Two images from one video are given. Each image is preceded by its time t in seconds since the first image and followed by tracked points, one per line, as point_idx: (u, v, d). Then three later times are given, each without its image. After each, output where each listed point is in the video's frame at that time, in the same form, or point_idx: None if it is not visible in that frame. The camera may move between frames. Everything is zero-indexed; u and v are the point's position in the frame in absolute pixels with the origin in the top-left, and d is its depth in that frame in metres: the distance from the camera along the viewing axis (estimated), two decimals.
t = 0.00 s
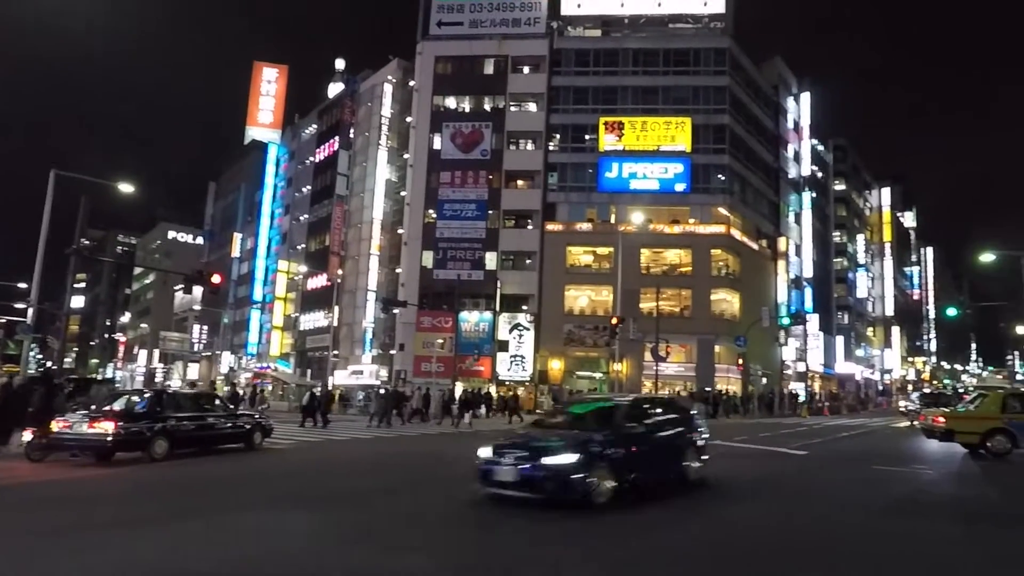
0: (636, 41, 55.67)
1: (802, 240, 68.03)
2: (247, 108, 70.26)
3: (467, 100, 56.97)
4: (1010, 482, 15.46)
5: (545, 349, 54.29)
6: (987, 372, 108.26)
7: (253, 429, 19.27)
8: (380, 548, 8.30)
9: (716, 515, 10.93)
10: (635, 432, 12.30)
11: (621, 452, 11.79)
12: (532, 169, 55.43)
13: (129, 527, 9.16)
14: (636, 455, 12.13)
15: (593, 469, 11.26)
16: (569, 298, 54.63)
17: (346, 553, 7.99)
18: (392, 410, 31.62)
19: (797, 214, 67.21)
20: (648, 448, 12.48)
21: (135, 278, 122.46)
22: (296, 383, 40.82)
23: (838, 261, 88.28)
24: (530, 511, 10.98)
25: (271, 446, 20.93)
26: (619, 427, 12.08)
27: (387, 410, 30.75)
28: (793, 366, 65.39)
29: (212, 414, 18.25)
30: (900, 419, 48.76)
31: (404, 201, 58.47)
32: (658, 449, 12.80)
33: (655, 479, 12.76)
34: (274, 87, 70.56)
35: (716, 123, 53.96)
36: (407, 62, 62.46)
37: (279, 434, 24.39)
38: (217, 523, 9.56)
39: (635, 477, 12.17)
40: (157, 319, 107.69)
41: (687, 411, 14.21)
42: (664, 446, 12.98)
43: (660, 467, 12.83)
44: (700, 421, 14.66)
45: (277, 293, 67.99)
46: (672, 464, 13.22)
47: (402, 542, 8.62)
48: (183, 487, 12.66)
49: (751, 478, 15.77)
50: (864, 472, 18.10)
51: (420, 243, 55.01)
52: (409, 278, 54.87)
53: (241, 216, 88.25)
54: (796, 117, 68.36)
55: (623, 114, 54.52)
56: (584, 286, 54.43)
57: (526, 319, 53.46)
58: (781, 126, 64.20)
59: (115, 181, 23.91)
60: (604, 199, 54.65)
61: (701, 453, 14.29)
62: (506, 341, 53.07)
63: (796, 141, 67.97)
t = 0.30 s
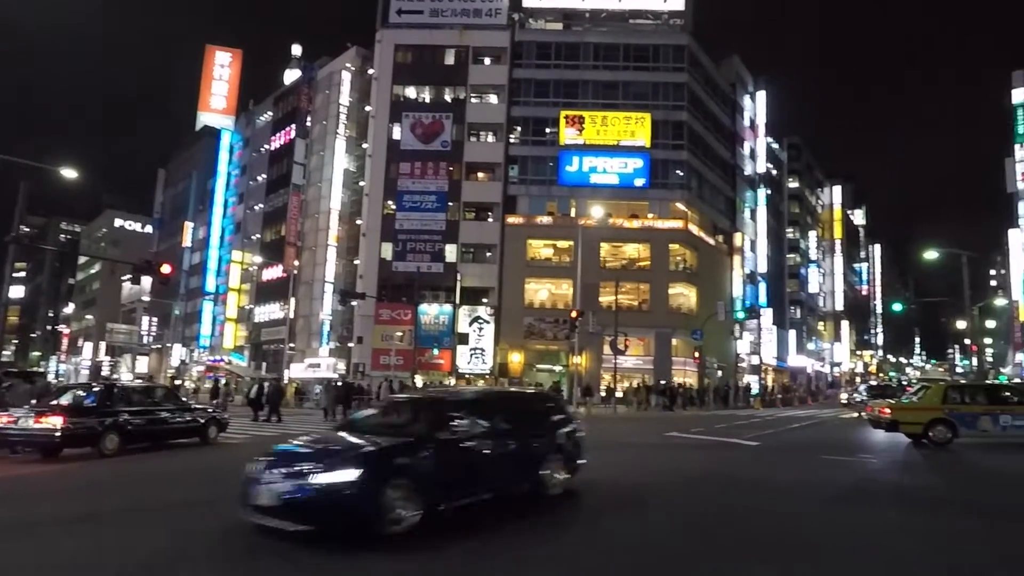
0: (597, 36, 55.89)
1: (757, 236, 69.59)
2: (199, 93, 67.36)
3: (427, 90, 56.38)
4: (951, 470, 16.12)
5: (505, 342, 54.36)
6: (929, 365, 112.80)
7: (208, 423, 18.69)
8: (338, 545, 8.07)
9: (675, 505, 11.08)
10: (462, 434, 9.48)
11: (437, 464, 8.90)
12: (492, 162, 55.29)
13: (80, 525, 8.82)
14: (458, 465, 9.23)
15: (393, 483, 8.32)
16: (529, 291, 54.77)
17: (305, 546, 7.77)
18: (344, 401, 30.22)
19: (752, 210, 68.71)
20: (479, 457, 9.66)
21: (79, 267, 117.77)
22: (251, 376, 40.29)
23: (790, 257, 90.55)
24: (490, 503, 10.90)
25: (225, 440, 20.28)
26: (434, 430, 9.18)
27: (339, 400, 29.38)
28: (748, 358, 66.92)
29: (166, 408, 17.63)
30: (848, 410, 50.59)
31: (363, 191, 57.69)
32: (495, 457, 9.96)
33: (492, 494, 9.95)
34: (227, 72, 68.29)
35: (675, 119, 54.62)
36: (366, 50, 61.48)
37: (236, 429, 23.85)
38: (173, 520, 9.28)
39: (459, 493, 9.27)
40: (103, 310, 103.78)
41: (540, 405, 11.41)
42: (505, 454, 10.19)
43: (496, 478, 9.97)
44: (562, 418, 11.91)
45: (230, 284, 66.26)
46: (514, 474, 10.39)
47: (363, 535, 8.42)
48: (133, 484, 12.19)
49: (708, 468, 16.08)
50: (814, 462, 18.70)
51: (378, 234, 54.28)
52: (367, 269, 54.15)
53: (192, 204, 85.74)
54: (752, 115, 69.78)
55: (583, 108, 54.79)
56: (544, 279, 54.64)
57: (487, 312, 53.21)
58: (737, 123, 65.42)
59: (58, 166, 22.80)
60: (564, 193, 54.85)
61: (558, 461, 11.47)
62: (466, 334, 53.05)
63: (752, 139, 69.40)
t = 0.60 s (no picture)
0: (574, 34, 56.02)
1: (731, 235, 70.43)
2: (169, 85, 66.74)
3: (403, 85, 55.92)
4: (919, 466, 16.49)
5: (481, 340, 54.24)
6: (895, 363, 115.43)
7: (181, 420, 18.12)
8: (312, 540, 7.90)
9: (653, 500, 11.11)
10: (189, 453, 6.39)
11: (136, 493, 5.92)
12: (469, 158, 55.09)
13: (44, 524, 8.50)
14: (183, 497, 6.21)
15: (30, 526, 5.35)
16: (506, 289, 54.77)
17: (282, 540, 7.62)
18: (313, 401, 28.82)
19: (726, 210, 69.55)
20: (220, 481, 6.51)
21: (44, 262, 114.78)
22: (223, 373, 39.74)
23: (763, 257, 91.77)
24: (469, 499, 10.82)
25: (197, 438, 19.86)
26: (134, 449, 6.17)
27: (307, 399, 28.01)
28: (722, 357, 67.68)
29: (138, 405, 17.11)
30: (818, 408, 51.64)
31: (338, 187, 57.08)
32: (260, 484, 6.86)
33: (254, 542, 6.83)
34: (198, 64, 67.34)
35: (652, 119, 55.00)
36: (341, 44, 60.85)
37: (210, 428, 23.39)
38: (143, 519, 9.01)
39: (190, 536, 6.22)
40: (69, 306, 101.27)
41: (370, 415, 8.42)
42: (285, 477, 7.13)
43: (271, 515, 6.92)
44: (410, 439, 8.85)
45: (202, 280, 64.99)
46: (309, 508, 7.34)
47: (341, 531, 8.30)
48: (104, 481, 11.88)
49: (685, 465, 16.14)
50: (788, 458, 18.95)
51: (354, 231, 53.78)
52: (342, 266, 53.56)
53: (162, 198, 84.03)
54: (727, 116, 70.59)
55: (561, 107, 54.90)
56: (520, 277, 54.69)
57: (463, 310, 52.84)
58: (712, 124, 66.12)
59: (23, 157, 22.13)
60: (541, 191, 54.87)
61: (397, 491, 8.42)
62: (442, 331, 52.32)
63: (726, 139, 70.23)
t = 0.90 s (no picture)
0: (550, 39, 56.28)
1: (705, 240, 71.32)
2: (138, 82, 65.38)
3: (379, 87, 55.60)
4: (884, 466, 16.91)
5: (456, 343, 54.07)
6: (863, 367, 117.78)
7: (149, 426, 17.63)
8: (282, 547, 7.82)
9: (623, 502, 11.28)
10: None
11: None
12: (445, 161, 54.94)
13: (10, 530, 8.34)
14: None
15: None
16: (481, 292, 54.70)
17: (253, 547, 7.58)
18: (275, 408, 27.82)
19: (699, 214, 70.46)
20: None
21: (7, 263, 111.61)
22: (192, 376, 39.20)
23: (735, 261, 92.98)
24: (443, 503, 10.83)
25: (166, 443, 19.53)
26: None
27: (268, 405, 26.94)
28: (695, 360, 68.44)
29: (104, 411, 16.72)
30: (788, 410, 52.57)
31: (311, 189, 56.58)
32: None
33: None
34: (169, 61, 65.96)
35: (626, 124, 55.50)
36: (316, 44, 60.32)
37: (181, 432, 22.97)
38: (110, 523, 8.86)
39: None
40: (31, 308, 98.55)
41: (9, 427, 5.67)
42: None
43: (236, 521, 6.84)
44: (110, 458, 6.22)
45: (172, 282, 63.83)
46: None
47: (314, 536, 8.29)
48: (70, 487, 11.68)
49: (657, 467, 16.30)
50: (759, 460, 19.27)
51: (328, 232, 53.28)
52: (315, 268, 53.00)
53: (130, 198, 82.37)
54: (700, 122, 71.51)
55: (537, 110, 55.09)
56: (495, 280, 54.68)
57: (438, 313, 52.63)
58: (685, 130, 66.89)
59: None
60: (517, 195, 54.96)
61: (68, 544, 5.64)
62: (417, 335, 52.32)
63: (700, 145, 71.20)
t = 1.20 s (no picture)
0: (533, 38, 56.29)
1: (686, 240, 71.87)
2: (115, 77, 64.27)
3: (361, 84, 55.22)
4: (861, 465, 17.18)
5: (438, 342, 53.92)
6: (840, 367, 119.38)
7: (125, 426, 17.34)
8: (264, 550, 7.78)
9: (604, 502, 11.36)
10: None
11: None
12: (427, 160, 54.73)
13: None
14: None
15: None
16: (463, 292, 54.59)
17: (235, 552, 7.53)
18: (243, 406, 26.93)
19: (681, 215, 70.98)
20: None
21: None
22: (170, 374, 38.89)
23: (716, 262, 93.78)
24: (428, 503, 10.81)
25: (143, 443, 19.25)
26: None
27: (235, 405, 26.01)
28: (676, 360, 68.96)
29: (78, 411, 16.40)
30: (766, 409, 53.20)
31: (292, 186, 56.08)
32: None
33: None
34: (146, 56, 64.84)
35: (608, 125, 55.76)
36: (297, 40, 59.76)
37: (158, 432, 22.64)
38: (92, 527, 8.77)
39: None
40: (3, 305, 96.37)
41: None
42: None
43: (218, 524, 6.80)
44: None
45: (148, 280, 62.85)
46: None
47: (297, 538, 8.27)
48: (50, 489, 11.51)
49: (639, 466, 16.41)
50: (739, 459, 19.47)
51: (308, 230, 52.82)
52: (296, 266, 52.53)
53: (106, 194, 80.95)
54: (682, 123, 72.02)
55: (520, 110, 55.12)
56: (477, 279, 54.59)
57: (420, 312, 52.25)
58: (667, 131, 67.30)
59: None
60: (499, 194, 54.94)
61: None
62: (398, 334, 51.96)
63: (682, 146, 71.71)
